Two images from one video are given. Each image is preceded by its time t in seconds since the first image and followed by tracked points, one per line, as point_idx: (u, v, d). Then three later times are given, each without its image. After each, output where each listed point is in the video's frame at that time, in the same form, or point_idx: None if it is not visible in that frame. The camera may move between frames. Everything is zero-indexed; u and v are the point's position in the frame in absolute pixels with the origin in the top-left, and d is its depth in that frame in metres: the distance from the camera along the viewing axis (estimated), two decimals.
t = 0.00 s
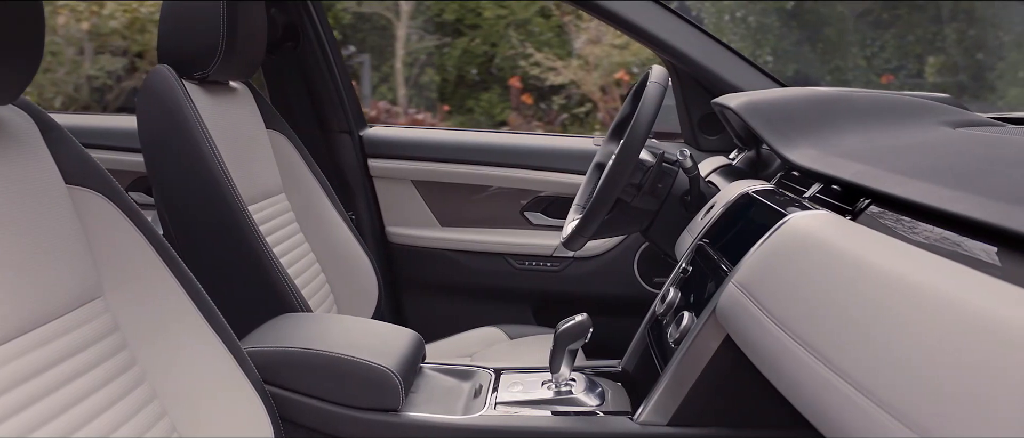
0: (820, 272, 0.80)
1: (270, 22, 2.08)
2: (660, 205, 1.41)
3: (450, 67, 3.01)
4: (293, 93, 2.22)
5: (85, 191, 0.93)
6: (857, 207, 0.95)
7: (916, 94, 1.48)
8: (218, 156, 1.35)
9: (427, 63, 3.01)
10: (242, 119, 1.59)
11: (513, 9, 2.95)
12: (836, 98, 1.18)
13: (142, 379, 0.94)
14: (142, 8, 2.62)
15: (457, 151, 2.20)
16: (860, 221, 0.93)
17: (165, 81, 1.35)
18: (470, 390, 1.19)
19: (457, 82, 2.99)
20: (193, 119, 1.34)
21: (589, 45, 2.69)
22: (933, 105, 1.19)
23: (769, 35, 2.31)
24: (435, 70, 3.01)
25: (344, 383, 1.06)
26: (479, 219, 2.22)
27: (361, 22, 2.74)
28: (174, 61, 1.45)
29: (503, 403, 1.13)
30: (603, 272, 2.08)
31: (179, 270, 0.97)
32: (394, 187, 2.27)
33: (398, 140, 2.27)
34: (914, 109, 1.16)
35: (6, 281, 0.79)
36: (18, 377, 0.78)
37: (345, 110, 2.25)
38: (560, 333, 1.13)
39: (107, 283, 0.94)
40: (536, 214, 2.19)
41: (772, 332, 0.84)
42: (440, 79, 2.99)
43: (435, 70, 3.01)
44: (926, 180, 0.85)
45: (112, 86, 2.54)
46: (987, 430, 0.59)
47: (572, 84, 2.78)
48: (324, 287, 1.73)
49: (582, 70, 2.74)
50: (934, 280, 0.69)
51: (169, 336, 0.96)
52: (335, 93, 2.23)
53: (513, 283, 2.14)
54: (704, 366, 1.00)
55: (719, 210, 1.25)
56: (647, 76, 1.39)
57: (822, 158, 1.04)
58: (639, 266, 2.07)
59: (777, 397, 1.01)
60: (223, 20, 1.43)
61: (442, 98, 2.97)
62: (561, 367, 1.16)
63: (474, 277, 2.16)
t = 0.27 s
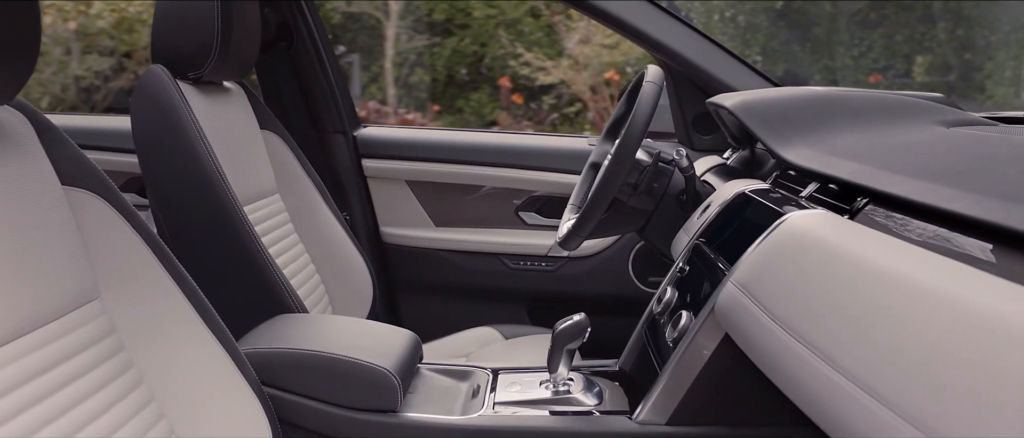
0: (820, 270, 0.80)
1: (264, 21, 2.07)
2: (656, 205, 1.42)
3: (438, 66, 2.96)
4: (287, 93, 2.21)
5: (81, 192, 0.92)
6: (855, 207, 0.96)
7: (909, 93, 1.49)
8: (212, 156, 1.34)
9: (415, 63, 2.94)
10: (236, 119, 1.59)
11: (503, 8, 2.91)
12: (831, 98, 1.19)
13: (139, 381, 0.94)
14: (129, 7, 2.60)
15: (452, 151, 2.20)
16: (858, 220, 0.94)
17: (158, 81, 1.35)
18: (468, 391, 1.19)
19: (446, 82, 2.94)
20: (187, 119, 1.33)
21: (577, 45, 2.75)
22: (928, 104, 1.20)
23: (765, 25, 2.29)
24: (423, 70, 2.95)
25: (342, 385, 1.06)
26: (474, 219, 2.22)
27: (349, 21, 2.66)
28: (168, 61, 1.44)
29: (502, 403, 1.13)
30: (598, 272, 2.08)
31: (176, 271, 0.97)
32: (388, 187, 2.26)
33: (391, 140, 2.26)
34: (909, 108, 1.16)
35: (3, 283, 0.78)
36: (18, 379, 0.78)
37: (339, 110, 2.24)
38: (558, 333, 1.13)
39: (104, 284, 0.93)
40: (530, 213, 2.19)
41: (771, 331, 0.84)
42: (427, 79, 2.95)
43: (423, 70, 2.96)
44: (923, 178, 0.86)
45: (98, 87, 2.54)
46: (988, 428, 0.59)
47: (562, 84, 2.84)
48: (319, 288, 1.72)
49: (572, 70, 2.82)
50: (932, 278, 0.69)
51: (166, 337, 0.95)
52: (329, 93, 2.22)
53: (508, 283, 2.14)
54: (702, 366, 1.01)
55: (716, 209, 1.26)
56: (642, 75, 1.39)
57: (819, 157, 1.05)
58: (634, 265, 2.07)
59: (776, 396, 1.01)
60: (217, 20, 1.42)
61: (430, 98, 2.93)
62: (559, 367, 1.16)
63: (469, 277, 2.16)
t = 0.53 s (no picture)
0: (819, 269, 0.80)
1: (258, 22, 2.07)
2: (651, 204, 1.43)
3: (427, 66, 2.97)
4: (280, 93, 2.20)
5: (78, 193, 0.92)
6: (853, 206, 0.96)
7: (903, 93, 1.50)
8: (208, 157, 1.33)
9: (404, 63, 2.95)
10: (230, 120, 1.58)
11: (492, 8, 2.89)
12: (826, 98, 1.20)
13: (138, 383, 0.93)
14: (116, 7, 2.58)
15: (446, 151, 2.19)
16: (856, 219, 0.94)
17: (153, 82, 1.34)
18: (467, 391, 1.19)
19: (435, 83, 2.95)
20: (183, 120, 1.32)
21: (564, 45, 2.74)
22: (921, 103, 1.21)
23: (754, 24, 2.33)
24: (411, 70, 2.96)
25: (341, 385, 1.05)
26: (468, 219, 2.21)
27: (339, 21, 2.65)
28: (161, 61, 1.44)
29: (500, 403, 1.13)
30: (592, 271, 2.08)
31: (173, 272, 0.96)
32: (382, 187, 2.26)
33: (385, 140, 2.25)
34: (903, 108, 1.17)
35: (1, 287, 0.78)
36: (16, 381, 0.77)
37: (333, 110, 2.23)
38: (556, 333, 1.13)
39: (101, 286, 0.92)
40: (524, 213, 2.18)
41: (772, 329, 0.85)
42: (416, 79, 2.96)
43: (411, 70, 2.96)
44: (920, 177, 0.86)
45: (85, 88, 2.53)
46: (988, 423, 0.59)
47: (551, 84, 2.82)
48: (314, 288, 1.72)
49: (561, 70, 2.80)
50: (931, 275, 0.70)
51: (164, 339, 0.95)
52: (323, 93, 2.21)
53: (502, 283, 2.14)
54: (702, 364, 1.01)
55: (713, 208, 1.26)
56: (638, 75, 1.39)
57: (815, 156, 1.05)
58: (628, 265, 2.07)
59: (775, 394, 1.02)
60: (212, 19, 1.42)
61: (418, 98, 2.95)
62: (557, 367, 1.16)
63: (463, 277, 2.16)
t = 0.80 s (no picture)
0: (819, 269, 0.81)
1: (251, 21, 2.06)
2: (648, 204, 1.43)
3: (417, 65, 2.96)
4: (273, 93, 2.19)
5: (75, 194, 0.91)
6: (851, 205, 0.97)
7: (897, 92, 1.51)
8: (203, 158, 1.32)
9: (393, 62, 2.94)
10: (224, 120, 1.57)
11: (481, 8, 2.91)
12: (822, 98, 1.20)
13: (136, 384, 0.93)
14: (102, 6, 2.56)
15: (439, 151, 2.19)
16: (854, 218, 0.95)
17: (147, 83, 1.33)
18: (465, 391, 1.19)
19: (423, 82, 2.95)
20: (177, 121, 1.31)
21: (554, 45, 2.75)
22: (914, 103, 1.22)
23: (741, 24, 2.29)
24: (401, 70, 2.96)
25: (339, 386, 1.05)
26: (462, 219, 2.21)
27: (327, 21, 2.63)
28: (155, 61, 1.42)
29: (499, 403, 1.13)
30: (586, 271, 2.09)
31: (171, 274, 0.95)
32: (375, 187, 2.25)
33: (378, 140, 2.25)
34: (896, 107, 1.18)
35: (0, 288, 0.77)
36: (18, 382, 0.77)
37: (325, 112, 2.24)
38: (555, 332, 1.13)
39: (99, 288, 0.92)
40: (518, 213, 2.19)
41: (772, 327, 0.85)
42: (405, 78, 2.96)
43: (400, 70, 2.96)
44: (917, 176, 0.87)
45: (70, 87, 2.50)
46: (989, 418, 0.60)
47: (540, 84, 2.80)
48: (308, 289, 1.71)
49: (550, 70, 2.79)
50: (931, 271, 0.70)
51: (162, 340, 0.94)
52: (315, 93, 2.21)
53: (496, 283, 2.14)
54: (701, 363, 1.01)
55: (709, 208, 1.27)
56: (634, 75, 1.39)
57: (812, 156, 1.06)
58: (622, 264, 2.07)
59: (773, 393, 1.02)
60: (206, 19, 1.41)
61: (407, 98, 2.95)
62: (555, 367, 1.16)
63: (457, 277, 2.16)
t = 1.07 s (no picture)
0: (819, 268, 0.81)
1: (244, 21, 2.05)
2: (643, 203, 1.43)
3: (407, 65, 2.95)
4: (267, 93, 2.18)
5: (73, 195, 0.90)
6: (848, 205, 0.98)
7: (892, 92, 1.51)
8: (198, 158, 1.32)
9: (384, 63, 2.93)
10: (218, 120, 1.56)
11: (471, 8, 2.88)
12: (817, 99, 1.21)
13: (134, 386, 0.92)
14: (90, 6, 2.52)
15: (433, 151, 2.19)
16: (851, 217, 0.96)
17: (142, 82, 1.32)
18: (463, 392, 1.19)
19: (414, 82, 2.94)
20: (172, 121, 1.31)
21: (546, 45, 2.74)
22: (908, 103, 1.22)
23: (732, 25, 2.30)
24: (391, 70, 2.95)
25: (337, 387, 1.04)
26: (456, 219, 2.21)
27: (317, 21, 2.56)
28: (150, 61, 1.42)
29: (497, 403, 1.13)
30: (581, 271, 2.09)
31: (169, 275, 0.95)
32: (369, 187, 2.25)
33: (372, 140, 2.24)
34: (890, 106, 1.19)
35: None
36: (19, 384, 0.77)
37: (322, 112, 2.22)
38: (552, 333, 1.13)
39: (97, 289, 0.91)
40: (513, 213, 2.18)
41: (772, 327, 0.85)
42: (395, 78, 2.95)
43: (390, 70, 2.95)
44: (915, 175, 0.88)
45: (58, 88, 2.50)
46: (990, 416, 0.60)
47: (530, 84, 2.81)
48: (303, 290, 1.71)
49: (540, 70, 2.80)
50: (930, 269, 0.71)
51: (159, 342, 0.94)
52: (310, 93, 2.20)
53: (491, 283, 2.14)
54: (701, 361, 1.02)
55: (706, 207, 1.27)
56: (629, 75, 1.40)
57: (809, 156, 1.07)
58: (617, 264, 2.07)
59: (772, 392, 1.03)
60: (201, 19, 1.40)
61: (397, 98, 2.94)
62: (554, 367, 1.16)
63: (452, 277, 2.16)
